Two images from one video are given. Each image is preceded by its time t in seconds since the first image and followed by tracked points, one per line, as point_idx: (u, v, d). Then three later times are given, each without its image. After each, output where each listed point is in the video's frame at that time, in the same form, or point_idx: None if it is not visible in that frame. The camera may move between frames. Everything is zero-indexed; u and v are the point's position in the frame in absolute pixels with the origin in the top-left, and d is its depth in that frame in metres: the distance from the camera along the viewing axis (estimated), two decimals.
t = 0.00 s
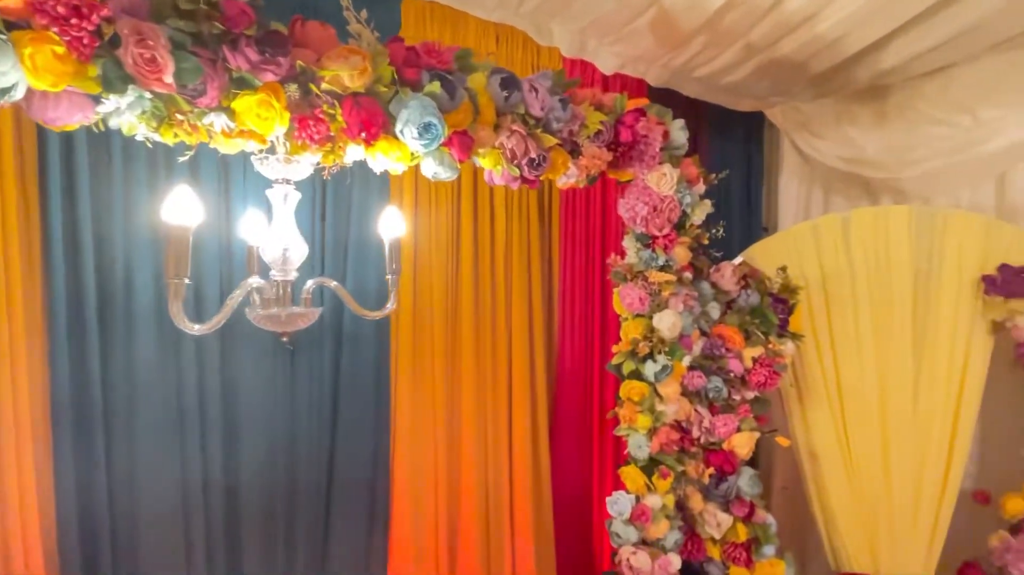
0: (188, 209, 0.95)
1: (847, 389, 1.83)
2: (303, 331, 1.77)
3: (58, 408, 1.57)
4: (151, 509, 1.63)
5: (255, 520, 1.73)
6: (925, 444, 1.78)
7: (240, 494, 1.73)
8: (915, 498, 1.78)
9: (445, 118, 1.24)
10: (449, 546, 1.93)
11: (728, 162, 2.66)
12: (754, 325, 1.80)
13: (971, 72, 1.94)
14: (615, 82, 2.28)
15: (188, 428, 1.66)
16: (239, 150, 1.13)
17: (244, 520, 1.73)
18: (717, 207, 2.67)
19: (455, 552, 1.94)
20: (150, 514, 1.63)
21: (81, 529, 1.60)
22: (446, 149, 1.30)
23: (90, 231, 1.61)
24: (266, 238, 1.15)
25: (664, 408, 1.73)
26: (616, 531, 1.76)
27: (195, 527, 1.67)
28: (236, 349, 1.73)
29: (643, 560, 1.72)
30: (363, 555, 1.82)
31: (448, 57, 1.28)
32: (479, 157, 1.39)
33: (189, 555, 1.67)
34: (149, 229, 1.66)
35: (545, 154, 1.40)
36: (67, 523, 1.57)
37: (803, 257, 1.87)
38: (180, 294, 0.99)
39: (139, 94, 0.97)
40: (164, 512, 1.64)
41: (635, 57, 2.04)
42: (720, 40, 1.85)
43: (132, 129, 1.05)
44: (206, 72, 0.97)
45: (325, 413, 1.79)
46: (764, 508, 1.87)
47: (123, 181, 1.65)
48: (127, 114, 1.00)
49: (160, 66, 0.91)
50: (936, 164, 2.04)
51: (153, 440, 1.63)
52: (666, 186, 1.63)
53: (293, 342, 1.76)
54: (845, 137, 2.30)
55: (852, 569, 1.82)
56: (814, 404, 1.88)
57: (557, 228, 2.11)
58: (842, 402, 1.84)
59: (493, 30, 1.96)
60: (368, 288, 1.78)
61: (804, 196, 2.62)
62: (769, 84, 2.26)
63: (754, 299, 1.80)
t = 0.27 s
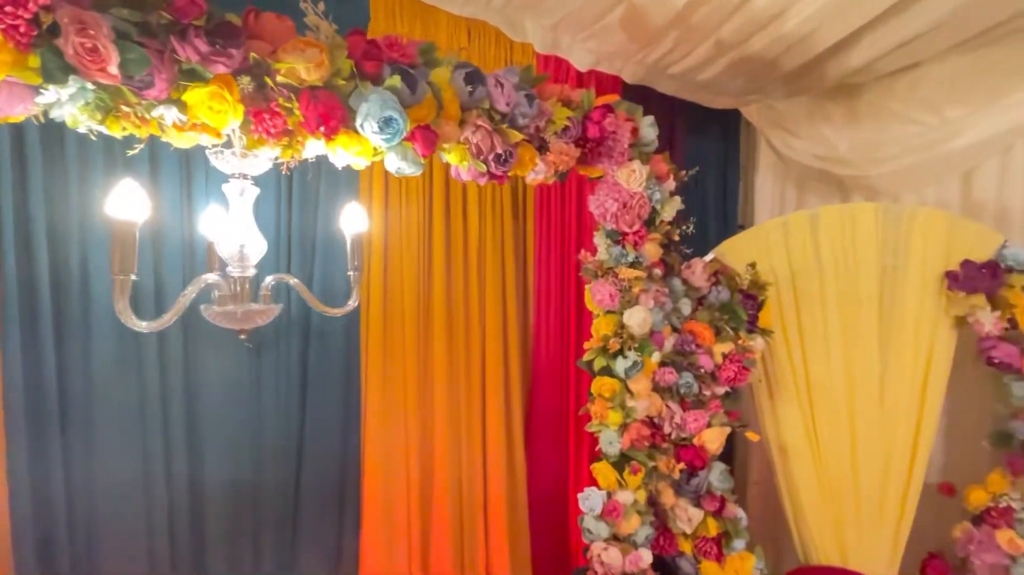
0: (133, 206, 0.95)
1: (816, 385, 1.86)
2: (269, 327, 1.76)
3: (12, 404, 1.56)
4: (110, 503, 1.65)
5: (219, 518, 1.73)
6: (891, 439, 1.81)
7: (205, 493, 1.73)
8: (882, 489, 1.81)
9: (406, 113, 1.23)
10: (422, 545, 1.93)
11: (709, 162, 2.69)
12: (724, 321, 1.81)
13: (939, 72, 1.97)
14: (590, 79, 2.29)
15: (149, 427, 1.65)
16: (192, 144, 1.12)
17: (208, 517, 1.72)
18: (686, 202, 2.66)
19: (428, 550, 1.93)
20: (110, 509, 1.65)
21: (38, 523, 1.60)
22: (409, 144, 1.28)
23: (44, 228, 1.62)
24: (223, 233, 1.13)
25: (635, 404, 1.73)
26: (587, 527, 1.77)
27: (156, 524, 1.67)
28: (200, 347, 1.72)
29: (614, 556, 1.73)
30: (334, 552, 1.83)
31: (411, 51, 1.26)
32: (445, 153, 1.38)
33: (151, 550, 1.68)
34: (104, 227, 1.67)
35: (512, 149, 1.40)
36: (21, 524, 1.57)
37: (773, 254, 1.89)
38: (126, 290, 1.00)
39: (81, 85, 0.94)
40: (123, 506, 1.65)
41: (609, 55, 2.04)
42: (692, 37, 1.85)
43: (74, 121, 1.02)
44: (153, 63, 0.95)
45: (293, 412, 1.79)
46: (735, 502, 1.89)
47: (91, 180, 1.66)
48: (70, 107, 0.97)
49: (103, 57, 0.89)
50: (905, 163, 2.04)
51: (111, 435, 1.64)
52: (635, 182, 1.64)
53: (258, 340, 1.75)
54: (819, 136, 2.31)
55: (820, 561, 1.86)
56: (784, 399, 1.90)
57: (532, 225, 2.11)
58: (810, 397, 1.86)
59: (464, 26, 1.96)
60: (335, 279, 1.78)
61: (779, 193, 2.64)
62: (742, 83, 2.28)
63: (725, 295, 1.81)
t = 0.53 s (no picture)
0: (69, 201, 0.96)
1: (782, 380, 1.87)
2: (230, 323, 1.74)
3: None
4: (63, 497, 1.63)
5: (178, 514, 1.72)
6: (853, 433, 1.84)
7: (164, 492, 1.71)
8: (846, 482, 1.84)
9: (362, 108, 1.21)
10: (391, 542, 1.91)
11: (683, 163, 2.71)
12: (691, 317, 1.83)
13: (903, 70, 2.00)
14: (563, 76, 2.29)
15: (105, 424, 1.63)
16: (139, 138, 1.10)
17: (167, 514, 1.71)
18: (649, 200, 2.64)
19: (398, 547, 1.93)
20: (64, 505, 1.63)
21: None
22: (366, 139, 1.27)
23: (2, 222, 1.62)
24: (174, 229, 1.12)
25: (602, 400, 1.74)
26: (555, 523, 1.77)
27: (113, 521, 1.66)
28: (158, 344, 1.70)
29: (581, 552, 1.73)
30: (299, 550, 1.82)
31: (368, 45, 1.25)
32: (405, 148, 1.37)
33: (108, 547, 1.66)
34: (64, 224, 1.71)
35: (474, 146, 1.39)
36: None
37: (741, 251, 1.90)
38: (64, 287, 1.01)
39: (16, 77, 0.93)
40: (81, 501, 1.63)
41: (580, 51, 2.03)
42: (661, 33, 1.85)
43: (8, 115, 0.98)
44: (91, 55, 0.95)
45: (256, 410, 1.77)
46: (703, 497, 1.90)
47: (43, 177, 1.66)
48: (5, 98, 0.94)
49: (38, 48, 0.89)
50: (870, 160, 2.06)
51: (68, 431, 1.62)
52: (601, 179, 1.64)
53: (220, 337, 1.74)
54: (791, 134, 2.31)
55: (786, 553, 1.89)
56: (751, 395, 1.92)
57: (504, 221, 2.09)
58: (776, 392, 1.88)
59: (434, 21, 1.95)
60: (296, 276, 1.75)
61: (752, 191, 2.66)
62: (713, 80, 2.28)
63: (691, 292, 1.83)
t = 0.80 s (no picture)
0: None
1: (743, 374, 1.90)
2: (182, 320, 1.71)
3: None
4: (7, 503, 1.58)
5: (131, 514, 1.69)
6: (811, 427, 1.87)
7: (115, 492, 1.68)
8: (805, 475, 1.87)
9: (308, 101, 1.20)
10: (353, 540, 1.91)
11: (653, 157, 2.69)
12: (652, 313, 1.84)
13: (864, 70, 2.01)
14: (530, 73, 2.27)
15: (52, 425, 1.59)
16: (70, 130, 1.12)
17: (118, 514, 1.68)
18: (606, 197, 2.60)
19: (361, 543, 1.92)
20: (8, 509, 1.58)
21: None
22: (315, 133, 1.25)
23: None
24: (112, 224, 1.10)
25: (563, 395, 1.74)
26: (518, 518, 1.78)
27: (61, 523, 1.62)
28: (107, 342, 1.66)
29: (542, 546, 1.74)
30: (258, 549, 1.82)
31: (318, 38, 1.23)
32: (358, 142, 1.36)
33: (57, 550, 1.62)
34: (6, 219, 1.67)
35: (428, 141, 1.38)
36: None
37: (703, 247, 1.92)
38: None
39: None
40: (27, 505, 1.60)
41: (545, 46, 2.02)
42: (623, 29, 1.85)
43: None
44: (14, 44, 0.94)
45: (212, 410, 1.75)
46: (666, 491, 1.92)
47: None
48: None
49: None
50: (832, 157, 2.08)
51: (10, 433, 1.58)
52: (561, 175, 1.65)
53: (172, 334, 1.71)
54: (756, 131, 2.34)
55: (748, 546, 1.91)
56: (713, 389, 1.94)
57: (470, 218, 2.07)
58: (736, 386, 1.91)
59: (396, 15, 1.94)
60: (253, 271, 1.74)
61: (722, 188, 2.68)
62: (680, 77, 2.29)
63: (653, 288, 1.84)
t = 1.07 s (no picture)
0: None
1: (706, 369, 1.91)
2: (133, 316, 1.68)
3: None
4: None
5: (81, 514, 1.66)
6: (772, 421, 1.89)
7: (63, 492, 1.64)
8: (766, 468, 1.89)
9: (253, 93, 1.18)
10: (316, 539, 1.90)
11: (624, 155, 2.67)
12: (615, 309, 1.85)
13: (826, 68, 2.03)
14: (498, 67, 2.24)
15: None
16: None
17: (67, 514, 1.65)
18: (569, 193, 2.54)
19: (324, 541, 1.91)
20: None
21: None
22: (262, 125, 1.23)
23: None
24: (47, 218, 1.07)
25: (525, 391, 1.74)
26: (481, 514, 1.78)
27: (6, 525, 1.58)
28: (54, 339, 1.62)
29: (504, 542, 1.74)
30: (215, 548, 1.80)
31: (262, 29, 1.21)
32: (309, 135, 1.34)
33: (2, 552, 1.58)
34: None
35: (382, 134, 1.36)
36: None
37: (666, 243, 1.93)
38: None
39: None
40: None
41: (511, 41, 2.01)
42: (587, 24, 1.84)
43: None
44: None
45: (166, 408, 1.72)
46: (630, 485, 1.93)
47: None
48: None
49: None
50: (795, 154, 2.10)
51: None
52: (521, 170, 1.64)
53: (123, 331, 1.68)
54: (723, 128, 2.35)
55: (711, 539, 1.93)
56: (677, 384, 1.95)
57: (437, 213, 2.05)
58: (699, 381, 1.92)
59: (359, 8, 1.93)
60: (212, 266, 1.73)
61: (692, 185, 2.70)
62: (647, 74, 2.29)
63: (616, 284, 1.85)
